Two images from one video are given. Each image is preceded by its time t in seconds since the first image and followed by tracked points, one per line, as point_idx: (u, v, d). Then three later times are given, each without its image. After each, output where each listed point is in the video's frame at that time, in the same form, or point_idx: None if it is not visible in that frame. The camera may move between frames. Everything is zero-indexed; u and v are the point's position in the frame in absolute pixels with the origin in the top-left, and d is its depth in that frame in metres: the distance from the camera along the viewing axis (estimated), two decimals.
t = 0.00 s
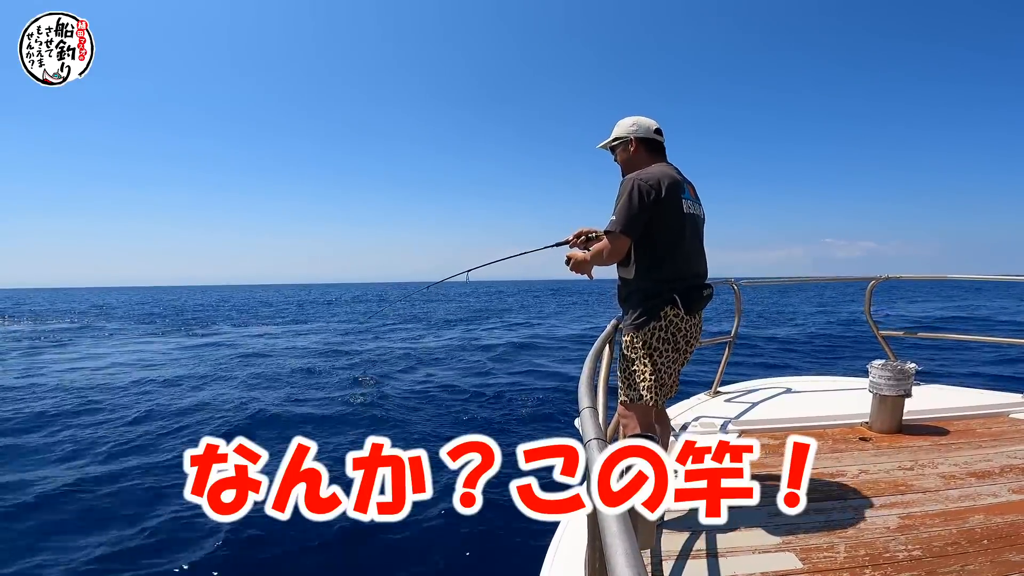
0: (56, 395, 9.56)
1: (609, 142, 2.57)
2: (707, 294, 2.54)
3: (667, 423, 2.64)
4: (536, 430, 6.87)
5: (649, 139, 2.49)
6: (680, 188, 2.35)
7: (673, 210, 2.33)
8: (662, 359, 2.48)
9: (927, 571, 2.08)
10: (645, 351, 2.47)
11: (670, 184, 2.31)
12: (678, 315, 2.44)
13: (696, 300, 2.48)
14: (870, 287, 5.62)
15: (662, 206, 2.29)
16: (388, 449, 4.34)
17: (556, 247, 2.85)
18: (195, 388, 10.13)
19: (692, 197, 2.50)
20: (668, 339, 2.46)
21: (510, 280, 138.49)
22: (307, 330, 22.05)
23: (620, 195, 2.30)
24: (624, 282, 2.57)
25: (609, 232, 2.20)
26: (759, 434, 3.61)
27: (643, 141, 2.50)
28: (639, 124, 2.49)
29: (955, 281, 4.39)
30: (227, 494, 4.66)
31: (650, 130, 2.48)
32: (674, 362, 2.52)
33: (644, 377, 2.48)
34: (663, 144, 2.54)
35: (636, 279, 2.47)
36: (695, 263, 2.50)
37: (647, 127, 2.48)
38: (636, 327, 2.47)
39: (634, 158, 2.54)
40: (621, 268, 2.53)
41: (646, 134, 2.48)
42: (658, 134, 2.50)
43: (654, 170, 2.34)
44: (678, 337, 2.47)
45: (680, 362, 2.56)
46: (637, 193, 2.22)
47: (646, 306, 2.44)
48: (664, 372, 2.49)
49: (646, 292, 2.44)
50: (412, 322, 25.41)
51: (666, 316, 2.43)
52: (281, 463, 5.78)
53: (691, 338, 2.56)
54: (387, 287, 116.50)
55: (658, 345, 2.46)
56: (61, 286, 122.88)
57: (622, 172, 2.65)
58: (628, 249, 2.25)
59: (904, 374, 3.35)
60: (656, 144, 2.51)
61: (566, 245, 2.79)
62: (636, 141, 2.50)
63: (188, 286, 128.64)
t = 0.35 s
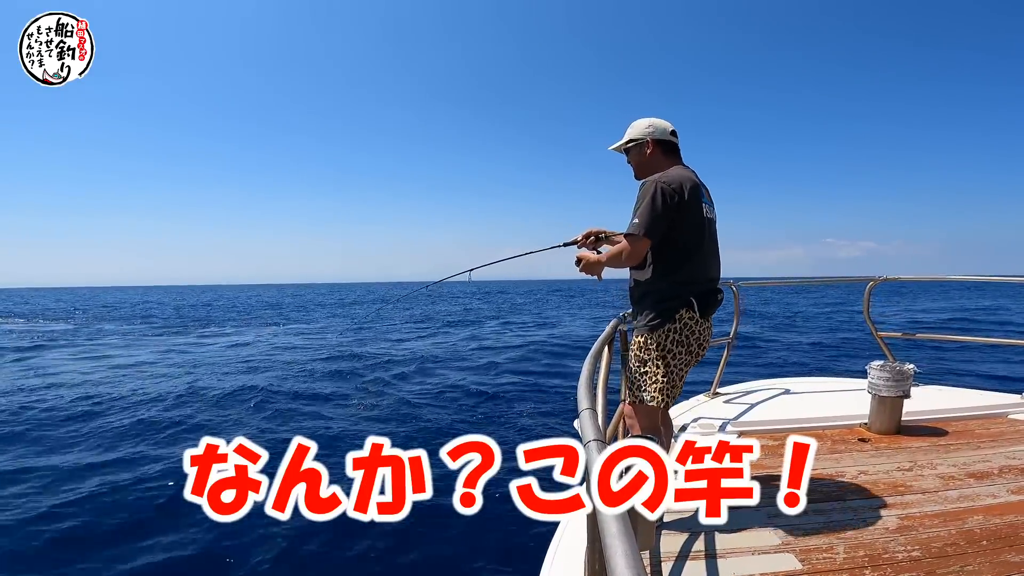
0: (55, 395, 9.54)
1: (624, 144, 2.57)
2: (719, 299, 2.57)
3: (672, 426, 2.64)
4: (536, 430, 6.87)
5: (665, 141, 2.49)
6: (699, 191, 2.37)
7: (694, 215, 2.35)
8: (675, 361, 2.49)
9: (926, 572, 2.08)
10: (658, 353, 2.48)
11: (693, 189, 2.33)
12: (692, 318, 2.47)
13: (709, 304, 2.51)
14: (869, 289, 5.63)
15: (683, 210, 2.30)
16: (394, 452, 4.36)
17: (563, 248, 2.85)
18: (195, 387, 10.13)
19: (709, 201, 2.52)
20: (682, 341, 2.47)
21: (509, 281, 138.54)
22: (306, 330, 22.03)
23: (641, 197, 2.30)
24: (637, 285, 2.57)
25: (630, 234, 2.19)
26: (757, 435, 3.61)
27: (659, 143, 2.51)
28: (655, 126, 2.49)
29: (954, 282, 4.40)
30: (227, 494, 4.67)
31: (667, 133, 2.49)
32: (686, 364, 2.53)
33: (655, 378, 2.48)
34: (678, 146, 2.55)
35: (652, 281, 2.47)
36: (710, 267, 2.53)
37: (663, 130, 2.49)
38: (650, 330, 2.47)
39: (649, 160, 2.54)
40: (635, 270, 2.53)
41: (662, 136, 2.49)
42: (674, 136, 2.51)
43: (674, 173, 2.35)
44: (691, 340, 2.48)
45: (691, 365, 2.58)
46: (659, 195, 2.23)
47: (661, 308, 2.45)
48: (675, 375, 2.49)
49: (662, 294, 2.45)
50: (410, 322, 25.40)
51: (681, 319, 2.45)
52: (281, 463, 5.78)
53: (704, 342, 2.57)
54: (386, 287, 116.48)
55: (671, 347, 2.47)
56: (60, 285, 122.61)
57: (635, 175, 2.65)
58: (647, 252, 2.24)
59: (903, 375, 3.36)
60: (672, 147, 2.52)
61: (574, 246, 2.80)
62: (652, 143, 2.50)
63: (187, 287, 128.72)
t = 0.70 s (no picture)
0: (52, 395, 9.47)
1: (650, 139, 2.57)
2: (736, 301, 2.55)
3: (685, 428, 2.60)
4: (535, 430, 6.87)
5: (692, 138, 2.48)
6: (722, 189, 2.35)
7: (714, 214, 2.33)
8: (689, 361, 2.47)
9: (929, 570, 2.08)
10: (673, 352, 2.46)
11: (714, 188, 2.31)
12: (708, 318, 2.44)
13: (725, 305, 2.48)
14: (867, 286, 5.64)
15: (704, 208, 2.29)
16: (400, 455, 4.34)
17: (583, 243, 2.88)
18: (193, 387, 10.08)
19: (732, 200, 2.50)
20: (696, 342, 2.45)
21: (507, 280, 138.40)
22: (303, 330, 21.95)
23: (661, 193, 2.29)
24: (653, 283, 2.56)
25: (647, 231, 2.19)
26: (758, 433, 3.61)
27: (686, 140, 2.50)
28: (681, 122, 2.49)
29: (953, 279, 4.41)
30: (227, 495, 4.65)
31: (694, 129, 2.48)
32: (700, 365, 2.51)
33: (671, 379, 2.46)
34: (706, 143, 2.53)
35: (669, 280, 2.46)
36: (730, 267, 2.50)
37: (691, 126, 2.48)
38: (664, 329, 2.46)
39: (675, 156, 2.53)
40: (653, 268, 2.52)
41: (689, 133, 2.48)
42: (702, 133, 2.50)
43: (699, 170, 2.34)
44: (706, 341, 2.46)
45: (706, 366, 2.55)
46: (680, 192, 2.22)
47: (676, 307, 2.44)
48: (691, 375, 2.48)
49: (677, 293, 2.44)
50: (408, 322, 25.34)
51: (696, 318, 2.43)
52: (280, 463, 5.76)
53: (720, 343, 2.56)
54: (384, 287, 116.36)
55: (686, 347, 2.45)
56: (55, 286, 121.94)
57: (661, 172, 2.64)
58: (664, 250, 2.23)
59: (903, 372, 3.36)
60: (699, 143, 2.51)
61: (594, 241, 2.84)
62: (678, 139, 2.49)
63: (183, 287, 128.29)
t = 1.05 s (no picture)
0: (48, 395, 9.38)
1: (669, 133, 2.56)
2: (771, 293, 2.52)
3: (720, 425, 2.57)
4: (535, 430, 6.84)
5: (712, 130, 2.46)
6: (748, 182, 2.33)
7: (742, 208, 2.30)
8: (727, 358, 2.45)
9: (937, 566, 2.06)
10: (712, 351, 2.45)
11: (739, 181, 2.28)
12: (743, 314, 2.43)
13: (761, 299, 2.46)
14: (867, 283, 5.62)
15: (732, 202, 2.27)
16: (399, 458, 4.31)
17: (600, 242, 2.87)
18: (191, 388, 10.00)
19: (758, 192, 2.47)
20: (733, 338, 2.44)
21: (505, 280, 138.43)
22: (301, 330, 21.89)
23: (686, 189, 2.28)
24: (682, 281, 2.55)
25: (674, 228, 2.18)
26: (760, 430, 3.60)
27: (706, 133, 2.48)
28: (700, 114, 2.47)
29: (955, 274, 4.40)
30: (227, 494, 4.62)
31: (714, 121, 2.45)
32: (738, 361, 2.49)
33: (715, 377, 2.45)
34: (725, 136, 2.51)
35: (700, 277, 2.44)
36: (761, 261, 2.49)
37: (711, 118, 2.46)
38: (700, 327, 2.45)
39: (696, 150, 2.51)
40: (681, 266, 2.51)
41: (709, 125, 2.46)
42: (721, 125, 2.48)
43: (722, 164, 2.32)
44: (743, 337, 2.44)
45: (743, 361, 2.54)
46: (706, 187, 2.20)
47: (711, 306, 2.43)
48: (731, 372, 2.46)
49: (710, 291, 2.42)
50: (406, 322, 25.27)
51: (731, 315, 2.41)
52: (279, 464, 5.71)
53: (756, 337, 2.54)
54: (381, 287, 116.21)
55: (724, 345, 2.44)
56: (51, 287, 121.36)
57: (681, 166, 2.62)
58: (692, 245, 2.22)
59: (904, 367, 3.36)
60: (718, 136, 2.49)
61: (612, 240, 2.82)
62: (698, 132, 2.47)
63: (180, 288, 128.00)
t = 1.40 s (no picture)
0: (49, 396, 9.37)
1: (666, 136, 2.54)
2: (768, 292, 2.51)
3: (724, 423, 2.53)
4: (535, 430, 6.81)
5: (709, 132, 2.44)
6: (745, 181, 2.31)
7: (740, 205, 2.29)
8: (729, 357, 2.43)
9: (946, 564, 2.03)
10: (714, 348, 2.42)
11: (736, 180, 2.27)
12: (743, 312, 2.40)
13: (759, 297, 2.44)
14: (869, 281, 5.60)
15: (729, 201, 2.25)
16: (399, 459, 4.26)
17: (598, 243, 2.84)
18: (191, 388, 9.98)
19: (754, 192, 2.46)
20: (733, 337, 2.41)
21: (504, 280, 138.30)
22: (300, 330, 21.84)
23: (684, 190, 2.25)
24: (681, 281, 2.52)
25: (673, 228, 2.15)
26: (764, 430, 3.57)
27: (704, 135, 2.46)
28: (696, 117, 2.45)
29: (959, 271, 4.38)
30: (228, 495, 4.61)
31: (711, 123, 2.44)
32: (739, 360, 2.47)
33: (718, 375, 2.42)
34: (722, 137, 2.50)
35: (700, 277, 2.41)
36: (759, 260, 2.47)
37: (708, 120, 2.44)
38: (701, 326, 2.42)
39: (693, 152, 2.49)
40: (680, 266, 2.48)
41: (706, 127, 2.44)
42: (718, 127, 2.46)
43: (719, 164, 2.30)
44: (744, 334, 2.42)
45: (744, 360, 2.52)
46: (704, 187, 2.18)
47: (711, 303, 2.40)
48: (733, 369, 2.43)
49: (710, 288, 2.40)
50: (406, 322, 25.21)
51: (731, 314, 2.39)
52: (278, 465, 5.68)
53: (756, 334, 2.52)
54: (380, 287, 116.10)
55: (725, 342, 2.41)
56: (50, 288, 121.17)
57: (678, 169, 2.60)
58: (691, 245, 2.19)
59: (908, 365, 3.34)
60: (715, 137, 2.47)
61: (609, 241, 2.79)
62: (696, 135, 2.45)
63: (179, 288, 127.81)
